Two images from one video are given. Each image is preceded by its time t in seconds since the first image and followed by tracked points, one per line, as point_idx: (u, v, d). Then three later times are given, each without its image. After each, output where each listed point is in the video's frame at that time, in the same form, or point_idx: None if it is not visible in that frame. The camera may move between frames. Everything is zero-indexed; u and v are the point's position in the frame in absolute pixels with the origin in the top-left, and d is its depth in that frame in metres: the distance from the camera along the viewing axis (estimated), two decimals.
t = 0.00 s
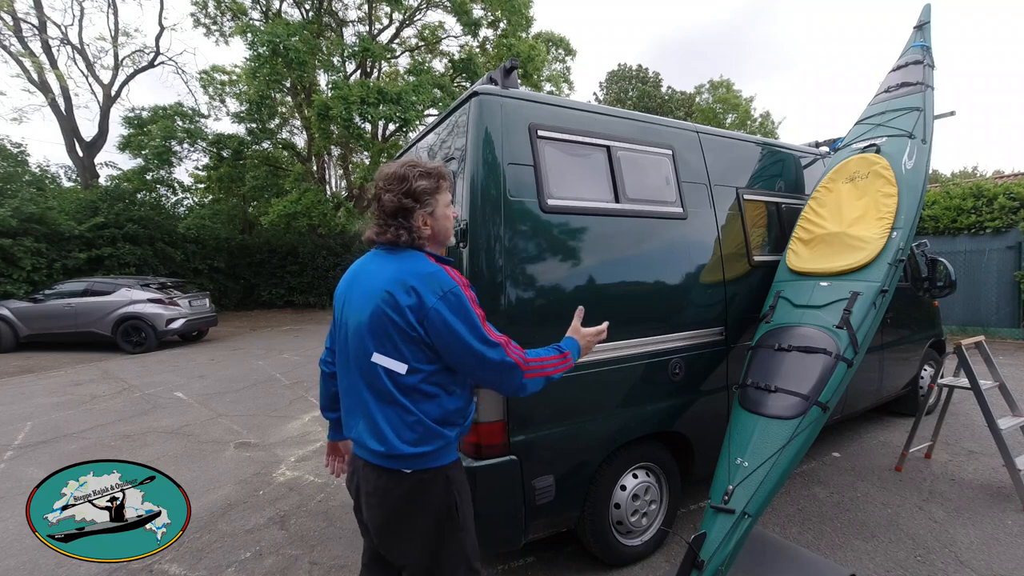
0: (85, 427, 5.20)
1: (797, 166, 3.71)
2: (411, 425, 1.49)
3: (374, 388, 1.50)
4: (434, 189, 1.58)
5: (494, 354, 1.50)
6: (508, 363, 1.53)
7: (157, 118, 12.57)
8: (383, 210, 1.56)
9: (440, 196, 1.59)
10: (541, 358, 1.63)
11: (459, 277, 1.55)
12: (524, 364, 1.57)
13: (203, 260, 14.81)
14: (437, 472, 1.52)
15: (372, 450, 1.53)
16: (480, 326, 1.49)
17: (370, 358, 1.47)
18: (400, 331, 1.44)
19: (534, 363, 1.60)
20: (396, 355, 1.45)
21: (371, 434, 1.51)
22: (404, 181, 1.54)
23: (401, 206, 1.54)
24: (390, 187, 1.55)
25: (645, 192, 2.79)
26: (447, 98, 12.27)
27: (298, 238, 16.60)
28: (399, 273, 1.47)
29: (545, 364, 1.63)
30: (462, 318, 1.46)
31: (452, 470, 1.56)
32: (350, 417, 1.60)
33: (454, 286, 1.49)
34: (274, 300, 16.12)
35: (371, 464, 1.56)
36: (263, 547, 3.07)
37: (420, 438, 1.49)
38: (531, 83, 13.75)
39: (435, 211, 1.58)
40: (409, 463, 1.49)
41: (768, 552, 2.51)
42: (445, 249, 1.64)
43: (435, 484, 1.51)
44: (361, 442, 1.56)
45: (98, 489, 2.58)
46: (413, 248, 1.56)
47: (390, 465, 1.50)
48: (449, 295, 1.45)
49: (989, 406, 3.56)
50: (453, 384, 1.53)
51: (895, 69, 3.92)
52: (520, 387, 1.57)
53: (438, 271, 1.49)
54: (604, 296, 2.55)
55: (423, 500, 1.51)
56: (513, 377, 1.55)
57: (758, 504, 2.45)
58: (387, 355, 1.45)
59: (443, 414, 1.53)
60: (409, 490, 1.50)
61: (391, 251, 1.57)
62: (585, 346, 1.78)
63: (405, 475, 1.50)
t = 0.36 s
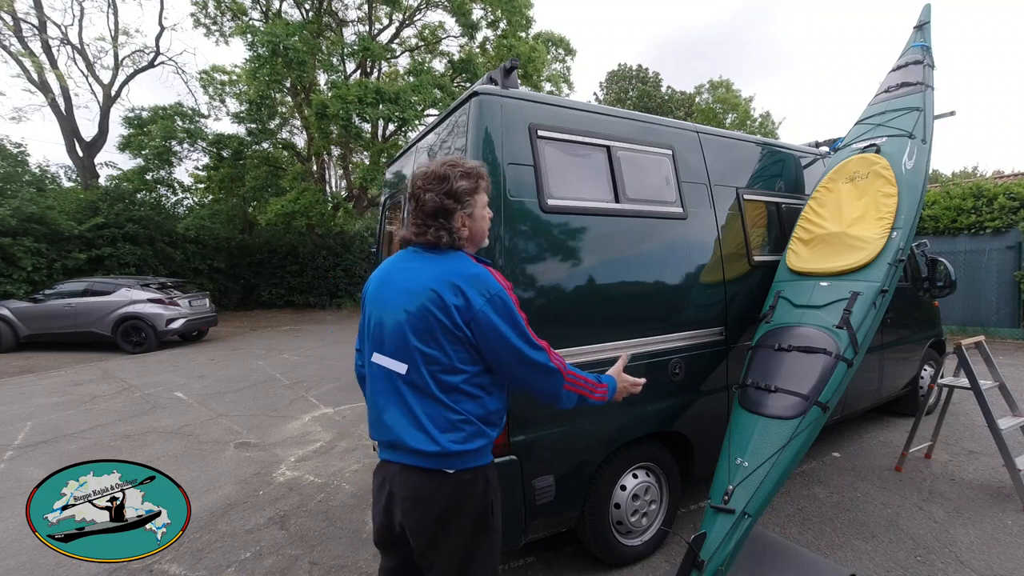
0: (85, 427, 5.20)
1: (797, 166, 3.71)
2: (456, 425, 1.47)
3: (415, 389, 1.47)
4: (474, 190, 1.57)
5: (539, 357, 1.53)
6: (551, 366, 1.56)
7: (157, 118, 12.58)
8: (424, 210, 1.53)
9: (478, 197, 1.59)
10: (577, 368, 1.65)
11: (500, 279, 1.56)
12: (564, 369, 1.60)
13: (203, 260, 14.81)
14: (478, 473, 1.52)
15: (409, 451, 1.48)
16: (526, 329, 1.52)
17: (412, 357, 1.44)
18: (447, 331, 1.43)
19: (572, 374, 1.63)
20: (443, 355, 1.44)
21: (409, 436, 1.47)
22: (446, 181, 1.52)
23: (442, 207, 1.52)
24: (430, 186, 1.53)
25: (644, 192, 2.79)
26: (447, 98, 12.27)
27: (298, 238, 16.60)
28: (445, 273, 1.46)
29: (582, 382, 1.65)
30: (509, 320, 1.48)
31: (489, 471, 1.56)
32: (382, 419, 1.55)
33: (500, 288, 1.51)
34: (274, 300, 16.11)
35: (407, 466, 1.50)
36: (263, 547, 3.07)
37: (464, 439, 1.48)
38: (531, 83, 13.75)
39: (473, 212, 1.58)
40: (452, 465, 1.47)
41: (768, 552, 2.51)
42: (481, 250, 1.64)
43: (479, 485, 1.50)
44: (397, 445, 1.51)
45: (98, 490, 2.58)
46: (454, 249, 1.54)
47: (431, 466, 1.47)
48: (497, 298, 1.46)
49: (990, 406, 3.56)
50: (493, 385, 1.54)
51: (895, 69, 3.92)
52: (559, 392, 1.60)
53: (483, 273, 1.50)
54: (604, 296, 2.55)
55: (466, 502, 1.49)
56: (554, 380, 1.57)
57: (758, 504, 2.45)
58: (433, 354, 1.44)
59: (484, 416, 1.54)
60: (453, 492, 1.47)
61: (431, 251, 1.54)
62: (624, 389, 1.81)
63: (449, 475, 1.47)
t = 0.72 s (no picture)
0: (85, 427, 5.20)
1: (797, 166, 3.71)
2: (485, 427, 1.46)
3: (443, 390, 1.46)
4: (505, 195, 1.58)
5: (567, 361, 1.54)
6: (578, 371, 1.57)
7: (157, 118, 12.59)
8: (456, 211, 1.53)
9: (509, 202, 1.60)
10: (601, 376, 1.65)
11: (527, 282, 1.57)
12: (590, 375, 1.60)
13: (203, 260, 14.82)
14: (505, 478, 1.51)
15: (436, 454, 1.45)
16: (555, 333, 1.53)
17: (442, 357, 1.43)
18: (479, 332, 1.43)
19: (596, 382, 1.62)
20: (474, 355, 1.44)
21: (437, 439, 1.44)
22: (479, 184, 1.52)
23: (475, 208, 1.52)
24: (463, 188, 1.53)
25: (645, 192, 2.80)
26: (447, 98, 12.27)
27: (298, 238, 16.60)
28: (476, 274, 1.47)
29: (605, 391, 1.64)
30: (539, 323, 1.49)
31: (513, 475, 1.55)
32: (406, 420, 1.52)
33: (529, 291, 1.52)
34: (274, 300, 16.11)
35: (434, 470, 1.47)
36: (263, 547, 3.07)
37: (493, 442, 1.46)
38: (531, 84, 13.76)
39: (503, 216, 1.58)
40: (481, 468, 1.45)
41: (767, 552, 2.51)
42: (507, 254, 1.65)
43: (506, 489, 1.49)
44: (423, 448, 1.48)
45: (99, 489, 2.59)
46: (483, 252, 1.55)
47: (460, 470, 1.44)
48: (528, 301, 1.48)
49: (990, 406, 3.56)
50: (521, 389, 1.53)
51: (895, 69, 3.92)
52: (585, 399, 1.60)
53: (513, 276, 1.51)
54: (604, 296, 2.55)
55: (494, 507, 1.48)
56: (581, 386, 1.58)
57: (758, 504, 2.45)
58: (465, 356, 1.43)
59: (511, 420, 1.53)
60: (480, 496, 1.45)
61: (460, 253, 1.54)
62: (639, 401, 1.78)
63: (477, 479, 1.45)
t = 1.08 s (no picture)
0: (85, 427, 5.20)
1: (797, 166, 3.71)
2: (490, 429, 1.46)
3: (450, 390, 1.46)
4: (520, 199, 1.58)
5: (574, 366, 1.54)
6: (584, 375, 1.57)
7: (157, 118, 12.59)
8: (470, 209, 1.52)
9: (523, 206, 1.60)
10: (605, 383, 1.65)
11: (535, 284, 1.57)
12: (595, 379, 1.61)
13: (203, 260, 14.81)
14: (509, 480, 1.50)
15: (440, 452, 1.45)
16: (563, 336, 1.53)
17: (450, 356, 1.43)
18: (486, 333, 1.43)
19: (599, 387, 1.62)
20: (481, 355, 1.44)
21: (442, 438, 1.44)
22: (495, 187, 1.53)
23: (490, 209, 1.52)
24: (480, 187, 1.53)
25: (644, 192, 2.80)
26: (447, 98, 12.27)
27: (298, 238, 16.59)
28: (485, 275, 1.47)
29: (608, 395, 1.64)
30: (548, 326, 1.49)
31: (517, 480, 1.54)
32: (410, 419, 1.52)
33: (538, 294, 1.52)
34: (274, 300, 16.11)
35: (438, 470, 1.47)
36: (263, 547, 3.07)
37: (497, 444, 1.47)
38: (531, 84, 13.76)
39: (516, 219, 1.58)
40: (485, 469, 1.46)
41: (767, 552, 2.51)
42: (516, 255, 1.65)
43: (508, 492, 1.49)
44: (427, 447, 1.48)
45: (98, 490, 2.59)
46: (495, 254, 1.56)
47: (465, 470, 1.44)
48: (537, 303, 1.48)
49: (990, 406, 3.56)
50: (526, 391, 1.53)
51: (895, 69, 3.92)
52: (590, 403, 1.60)
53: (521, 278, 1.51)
54: (604, 296, 2.55)
55: (498, 509, 1.48)
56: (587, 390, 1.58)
57: (758, 505, 2.45)
58: (472, 356, 1.43)
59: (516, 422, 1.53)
60: (484, 497, 1.45)
61: (471, 252, 1.54)
62: (642, 411, 1.79)
63: (479, 480, 1.45)
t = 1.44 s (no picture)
0: (85, 427, 5.20)
1: (797, 166, 3.71)
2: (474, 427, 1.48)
3: (432, 389, 1.47)
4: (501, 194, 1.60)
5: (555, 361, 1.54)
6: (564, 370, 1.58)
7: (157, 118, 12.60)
8: (457, 212, 1.52)
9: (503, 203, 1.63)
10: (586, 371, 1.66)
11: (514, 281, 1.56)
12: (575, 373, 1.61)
13: (203, 260, 14.81)
14: (493, 473, 1.52)
15: (425, 450, 1.46)
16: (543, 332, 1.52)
17: (431, 356, 1.44)
18: (467, 333, 1.43)
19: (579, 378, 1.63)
20: (461, 355, 1.44)
21: (425, 436, 1.45)
22: (478, 186, 1.53)
23: (478, 210, 1.53)
24: (463, 189, 1.53)
25: (645, 192, 2.80)
26: (446, 98, 12.27)
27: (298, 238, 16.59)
28: (464, 275, 1.47)
29: (587, 382, 1.65)
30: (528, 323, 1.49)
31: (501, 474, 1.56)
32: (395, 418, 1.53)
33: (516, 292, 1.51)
34: (274, 300, 16.11)
35: (423, 465, 1.48)
36: (263, 547, 3.07)
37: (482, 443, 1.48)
38: (531, 84, 13.77)
39: (499, 217, 1.61)
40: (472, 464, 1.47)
41: (767, 552, 2.51)
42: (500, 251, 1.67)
43: (493, 486, 1.51)
44: (411, 444, 1.49)
45: (99, 489, 2.59)
46: (479, 253, 1.57)
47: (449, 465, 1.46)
48: (515, 301, 1.47)
49: (990, 406, 3.56)
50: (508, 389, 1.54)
51: (895, 69, 3.92)
52: (570, 397, 1.60)
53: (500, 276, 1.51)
54: (604, 296, 2.55)
55: (483, 503, 1.50)
56: (568, 384, 1.58)
57: (758, 504, 2.45)
58: (452, 355, 1.43)
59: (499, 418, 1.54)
60: (469, 491, 1.46)
61: (453, 253, 1.54)
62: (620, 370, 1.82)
63: (464, 474, 1.46)
